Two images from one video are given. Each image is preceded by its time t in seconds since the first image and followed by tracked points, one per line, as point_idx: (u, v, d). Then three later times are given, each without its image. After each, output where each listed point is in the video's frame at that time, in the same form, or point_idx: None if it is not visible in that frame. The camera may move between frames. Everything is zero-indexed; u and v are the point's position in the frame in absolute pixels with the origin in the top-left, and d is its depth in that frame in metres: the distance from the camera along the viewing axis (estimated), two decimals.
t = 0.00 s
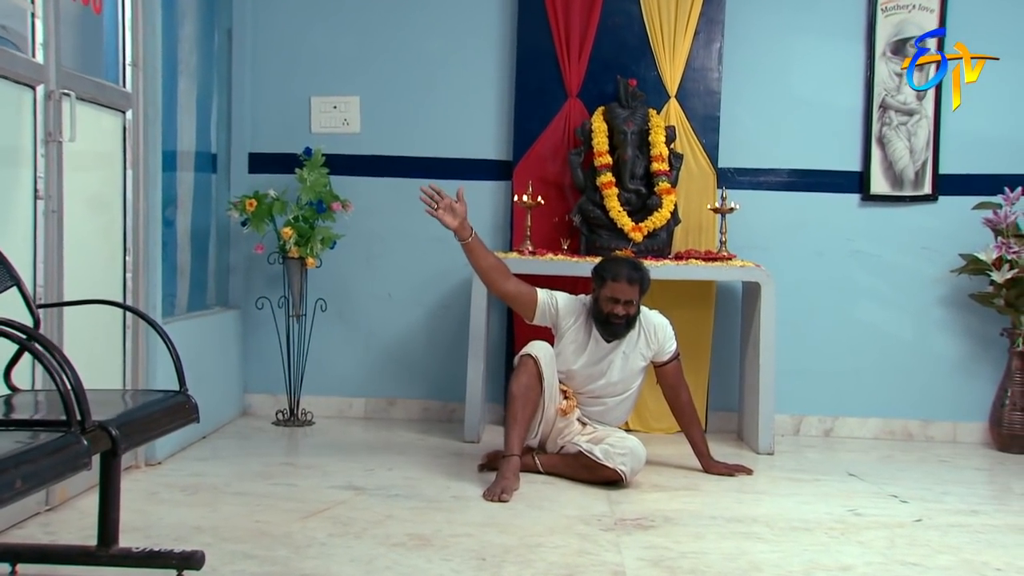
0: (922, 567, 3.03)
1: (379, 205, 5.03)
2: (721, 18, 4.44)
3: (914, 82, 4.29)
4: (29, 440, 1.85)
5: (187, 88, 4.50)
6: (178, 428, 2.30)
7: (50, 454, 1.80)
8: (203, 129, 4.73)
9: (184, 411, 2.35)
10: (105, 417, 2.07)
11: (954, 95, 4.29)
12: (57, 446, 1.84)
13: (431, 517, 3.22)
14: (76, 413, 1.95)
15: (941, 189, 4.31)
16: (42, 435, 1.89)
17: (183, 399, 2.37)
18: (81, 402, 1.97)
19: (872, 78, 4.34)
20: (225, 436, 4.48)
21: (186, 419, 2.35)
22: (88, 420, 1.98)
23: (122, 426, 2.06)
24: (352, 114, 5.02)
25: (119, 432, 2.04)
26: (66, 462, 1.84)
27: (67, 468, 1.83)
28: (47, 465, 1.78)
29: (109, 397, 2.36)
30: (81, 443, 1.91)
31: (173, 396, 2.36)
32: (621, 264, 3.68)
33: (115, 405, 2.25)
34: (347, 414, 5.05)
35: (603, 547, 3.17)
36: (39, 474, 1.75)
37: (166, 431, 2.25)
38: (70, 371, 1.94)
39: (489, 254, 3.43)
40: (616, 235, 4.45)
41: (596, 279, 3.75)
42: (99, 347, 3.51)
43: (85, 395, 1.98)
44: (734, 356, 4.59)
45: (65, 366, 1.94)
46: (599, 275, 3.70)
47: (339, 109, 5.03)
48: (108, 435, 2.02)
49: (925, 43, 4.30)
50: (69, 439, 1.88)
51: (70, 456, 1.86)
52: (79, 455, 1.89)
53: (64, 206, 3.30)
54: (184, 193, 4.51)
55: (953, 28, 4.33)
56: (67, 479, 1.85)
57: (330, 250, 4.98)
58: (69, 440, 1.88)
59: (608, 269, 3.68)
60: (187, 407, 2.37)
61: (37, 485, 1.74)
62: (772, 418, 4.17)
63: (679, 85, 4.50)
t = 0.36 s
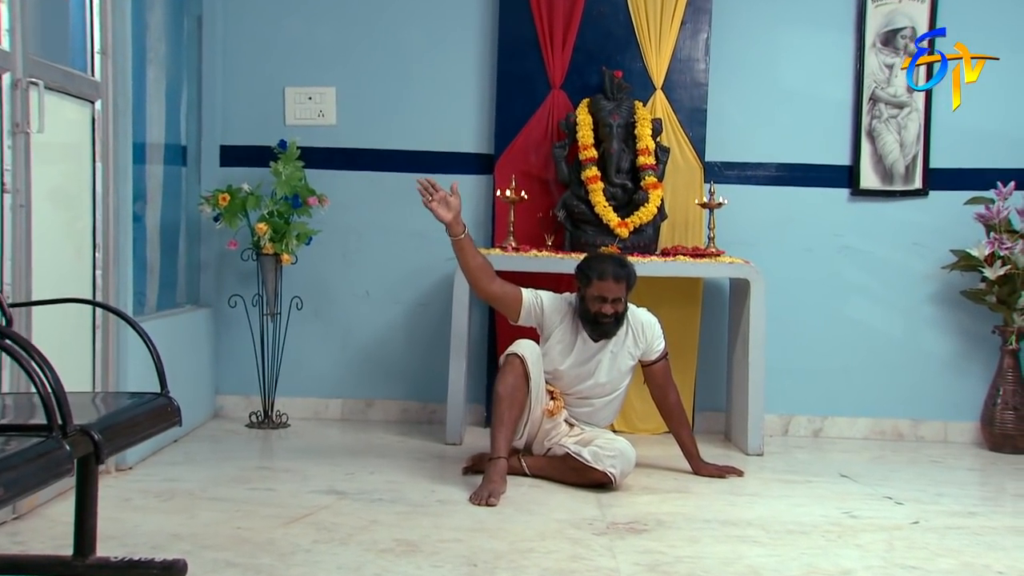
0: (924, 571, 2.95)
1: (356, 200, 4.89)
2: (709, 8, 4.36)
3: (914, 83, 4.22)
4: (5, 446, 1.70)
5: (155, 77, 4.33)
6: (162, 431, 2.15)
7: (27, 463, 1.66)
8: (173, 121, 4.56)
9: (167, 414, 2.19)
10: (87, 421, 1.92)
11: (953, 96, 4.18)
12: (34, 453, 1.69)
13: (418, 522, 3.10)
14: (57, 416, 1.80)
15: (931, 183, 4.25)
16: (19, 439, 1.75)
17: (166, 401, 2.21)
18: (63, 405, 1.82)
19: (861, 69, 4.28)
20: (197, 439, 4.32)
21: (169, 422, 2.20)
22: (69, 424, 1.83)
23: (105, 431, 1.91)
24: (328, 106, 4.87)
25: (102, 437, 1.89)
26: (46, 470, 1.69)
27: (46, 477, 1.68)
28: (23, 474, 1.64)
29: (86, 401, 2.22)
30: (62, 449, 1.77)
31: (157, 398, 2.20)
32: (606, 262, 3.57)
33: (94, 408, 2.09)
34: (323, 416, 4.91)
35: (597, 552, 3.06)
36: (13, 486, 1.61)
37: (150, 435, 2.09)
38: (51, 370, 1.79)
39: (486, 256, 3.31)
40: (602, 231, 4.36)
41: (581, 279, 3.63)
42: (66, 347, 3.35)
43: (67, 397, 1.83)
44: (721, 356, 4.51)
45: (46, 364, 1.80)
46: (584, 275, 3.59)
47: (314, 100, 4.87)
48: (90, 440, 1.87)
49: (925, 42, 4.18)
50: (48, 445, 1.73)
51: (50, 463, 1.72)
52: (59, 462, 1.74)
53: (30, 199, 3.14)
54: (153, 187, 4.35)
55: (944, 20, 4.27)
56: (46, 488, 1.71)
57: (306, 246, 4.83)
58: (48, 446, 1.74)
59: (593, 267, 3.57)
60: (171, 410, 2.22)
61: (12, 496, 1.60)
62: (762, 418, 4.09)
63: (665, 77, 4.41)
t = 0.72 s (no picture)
0: None
1: (337, 196, 4.74)
2: None
3: (914, 82, 4.12)
4: None
5: (127, 67, 4.17)
6: (148, 436, 2.06)
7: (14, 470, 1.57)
8: (145, 113, 4.40)
9: (152, 419, 2.10)
10: (71, 426, 1.83)
11: (954, 96, 4.13)
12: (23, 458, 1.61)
13: (409, 528, 2.97)
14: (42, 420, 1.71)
15: (927, 177, 4.18)
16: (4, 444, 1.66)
17: (151, 406, 2.12)
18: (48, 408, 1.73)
19: (856, 60, 4.20)
20: (172, 443, 4.16)
21: (153, 428, 2.11)
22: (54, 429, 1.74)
23: (91, 436, 1.83)
24: (307, 97, 4.72)
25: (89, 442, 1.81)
26: (34, 476, 1.61)
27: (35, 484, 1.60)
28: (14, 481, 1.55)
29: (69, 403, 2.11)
30: (49, 456, 1.68)
31: (141, 401, 2.11)
32: (595, 256, 3.38)
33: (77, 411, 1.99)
34: (303, 418, 4.76)
35: (595, 558, 2.95)
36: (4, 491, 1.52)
37: (135, 441, 2.00)
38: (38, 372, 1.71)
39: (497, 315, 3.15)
40: (591, 227, 4.26)
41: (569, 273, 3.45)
42: (36, 347, 3.19)
43: (52, 400, 1.75)
44: (712, 355, 4.41)
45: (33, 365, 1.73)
46: (572, 270, 3.40)
47: (292, 91, 4.72)
48: (77, 445, 1.79)
49: (925, 42, 4.11)
50: (36, 451, 1.65)
51: (38, 470, 1.63)
52: (47, 469, 1.66)
53: None
54: (126, 181, 4.18)
55: (939, 12, 4.19)
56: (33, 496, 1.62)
57: (285, 243, 4.68)
58: (35, 452, 1.65)
59: (581, 261, 3.38)
60: (156, 414, 2.14)
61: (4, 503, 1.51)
62: (756, 420, 4.00)
63: (655, 68, 4.31)
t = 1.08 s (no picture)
0: None
1: (319, 187, 4.59)
2: None
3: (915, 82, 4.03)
4: None
5: (98, 51, 3.99)
6: (138, 436, 2.04)
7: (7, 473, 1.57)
8: (117, 100, 4.21)
9: (142, 419, 2.08)
10: (61, 427, 1.82)
11: (954, 96, 4.02)
12: (15, 462, 1.61)
13: (402, 531, 2.83)
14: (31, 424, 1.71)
15: (927, 168, 4.09)
16: None
17: (141, 406, 2.10)
18: (36, 412, 1.73)
19: (854, 47, 4.10)
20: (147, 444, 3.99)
21: (144, 427, 2.09)
22: (44, 432, 1.74)
23: (82, 437, 1.82)
24: (287, 84, 4.55)
25: (80, 445, 1.80)
26: (26, 480, 1.61)
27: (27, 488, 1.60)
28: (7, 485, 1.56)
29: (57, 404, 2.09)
30: (40, 459, 1.68)
31: (130, 402, 2.09)
32: (594, 253, 3.28)
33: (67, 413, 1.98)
34: (283, 418, 4.61)
35: (597, 562, 2.83)
36: None
37: (125, 441, 1.99)
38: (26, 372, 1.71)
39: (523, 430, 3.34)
40: (583, 219, 4.14)
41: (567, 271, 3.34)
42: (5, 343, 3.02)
43: (41, 401, 1.74)
44: (707, 351, 4.31)
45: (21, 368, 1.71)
46: (570, 266, 3.30)
47: (272, 78, 4.55)
48: (68, 447, 1.78)
49: (924, 42, 4.00)
50: (28, 454, 1.65)
51: (31, 473, 1.63)
52: (39, 472, 1.66)
53: None
54: (98, 171, 4.00)
55: None
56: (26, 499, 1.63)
57: (264, 236, 4.52)
58: (27, 455, 1.65)
59: (580, 258, 3.28)
60: (145, 414, 2.12)
61: None
62: (753, 418, 3.89)
63: (648, 56, 4.21)
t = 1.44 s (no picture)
0: None
1: (303, 177, 4.44)
2: None
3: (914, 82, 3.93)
4: None
5: (71, 34, 3.81)
6: (131, 437, 1.91)
7: None
8: (91, 86, 4.04)
9: (135, 419, 1.94)
10: (54, 427, 1.70)
11: (954, 96, 3.94)
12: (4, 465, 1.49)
13: (398, 533, 2.71)
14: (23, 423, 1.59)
15: (928, 158, 4.00)
16: None
17: (135, 406, 1.97)
18: (30, 410, 1.61)
19: (854, 34, 4.00)
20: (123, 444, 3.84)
21: (137, 428, 1.96)
22: (38, 433, 1.61)
23: (76, 439, 1.69)
24: (268, 70, 4.40)
25: (74, 447, 1.68)
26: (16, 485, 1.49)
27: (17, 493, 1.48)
28: None
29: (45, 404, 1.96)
30: (36, 460, 1.57)
31: (124, 401, 1.96)
32: (596, 250, 3.19)
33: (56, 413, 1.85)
34: (265, 417, 4.48)
35: (600, 564, 2.71)
36: None
37: (120, 443, 1.86)
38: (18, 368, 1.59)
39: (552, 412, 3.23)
40: (576, 211, 4.05)
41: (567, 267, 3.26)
42: None
43: (35, 399, 1.62)
44: (703, 347, 4.20)
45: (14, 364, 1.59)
46: (571, 263, 3.21)
47: (252, 64, 4.40)
48: (62, 448, 1.66)
49: (924, 42, 3.91)
50: (19, 456, 1.54)
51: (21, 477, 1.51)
52: (30, 477, 1.54)
53: None
54: (71, 159, 3.83)
55: None
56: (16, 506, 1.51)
57: (245, 227, 4.37)
58: (18, 458, 1.53)
59: (582, 255, 3.19)
60: (139, 415, 1.98)
61: None
62: (752, 415, 3.81)
63: (643, 42, 4.10)
